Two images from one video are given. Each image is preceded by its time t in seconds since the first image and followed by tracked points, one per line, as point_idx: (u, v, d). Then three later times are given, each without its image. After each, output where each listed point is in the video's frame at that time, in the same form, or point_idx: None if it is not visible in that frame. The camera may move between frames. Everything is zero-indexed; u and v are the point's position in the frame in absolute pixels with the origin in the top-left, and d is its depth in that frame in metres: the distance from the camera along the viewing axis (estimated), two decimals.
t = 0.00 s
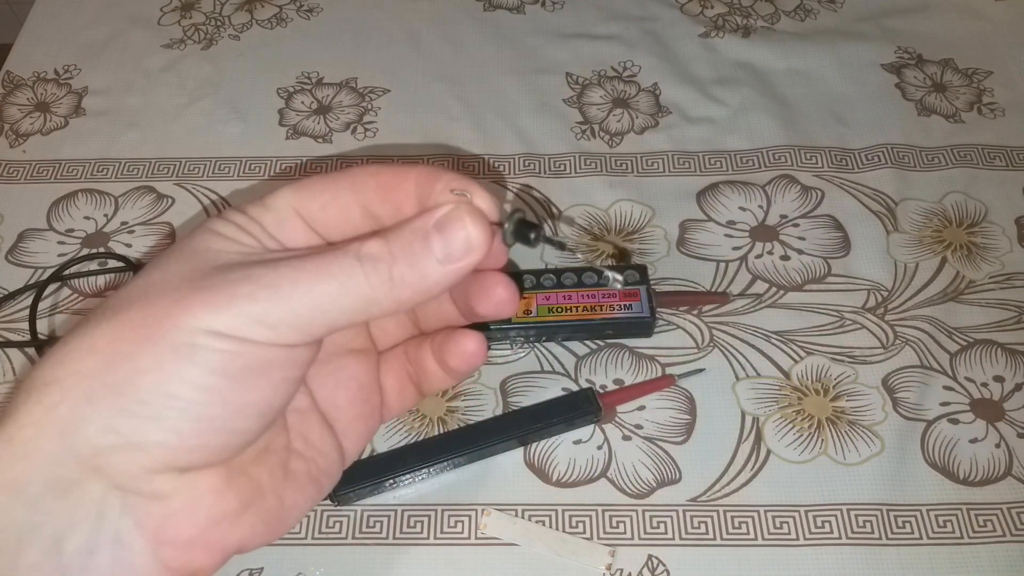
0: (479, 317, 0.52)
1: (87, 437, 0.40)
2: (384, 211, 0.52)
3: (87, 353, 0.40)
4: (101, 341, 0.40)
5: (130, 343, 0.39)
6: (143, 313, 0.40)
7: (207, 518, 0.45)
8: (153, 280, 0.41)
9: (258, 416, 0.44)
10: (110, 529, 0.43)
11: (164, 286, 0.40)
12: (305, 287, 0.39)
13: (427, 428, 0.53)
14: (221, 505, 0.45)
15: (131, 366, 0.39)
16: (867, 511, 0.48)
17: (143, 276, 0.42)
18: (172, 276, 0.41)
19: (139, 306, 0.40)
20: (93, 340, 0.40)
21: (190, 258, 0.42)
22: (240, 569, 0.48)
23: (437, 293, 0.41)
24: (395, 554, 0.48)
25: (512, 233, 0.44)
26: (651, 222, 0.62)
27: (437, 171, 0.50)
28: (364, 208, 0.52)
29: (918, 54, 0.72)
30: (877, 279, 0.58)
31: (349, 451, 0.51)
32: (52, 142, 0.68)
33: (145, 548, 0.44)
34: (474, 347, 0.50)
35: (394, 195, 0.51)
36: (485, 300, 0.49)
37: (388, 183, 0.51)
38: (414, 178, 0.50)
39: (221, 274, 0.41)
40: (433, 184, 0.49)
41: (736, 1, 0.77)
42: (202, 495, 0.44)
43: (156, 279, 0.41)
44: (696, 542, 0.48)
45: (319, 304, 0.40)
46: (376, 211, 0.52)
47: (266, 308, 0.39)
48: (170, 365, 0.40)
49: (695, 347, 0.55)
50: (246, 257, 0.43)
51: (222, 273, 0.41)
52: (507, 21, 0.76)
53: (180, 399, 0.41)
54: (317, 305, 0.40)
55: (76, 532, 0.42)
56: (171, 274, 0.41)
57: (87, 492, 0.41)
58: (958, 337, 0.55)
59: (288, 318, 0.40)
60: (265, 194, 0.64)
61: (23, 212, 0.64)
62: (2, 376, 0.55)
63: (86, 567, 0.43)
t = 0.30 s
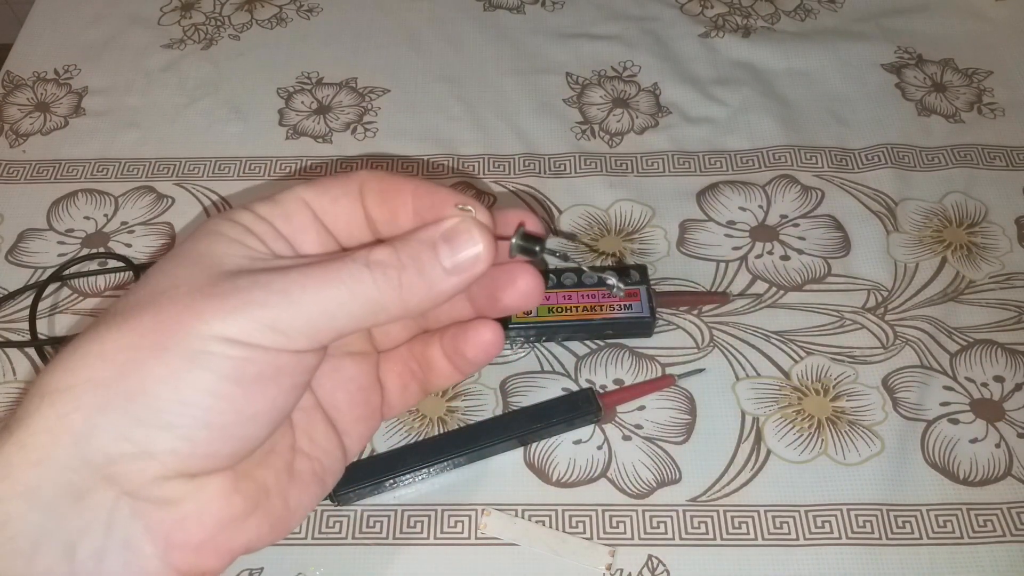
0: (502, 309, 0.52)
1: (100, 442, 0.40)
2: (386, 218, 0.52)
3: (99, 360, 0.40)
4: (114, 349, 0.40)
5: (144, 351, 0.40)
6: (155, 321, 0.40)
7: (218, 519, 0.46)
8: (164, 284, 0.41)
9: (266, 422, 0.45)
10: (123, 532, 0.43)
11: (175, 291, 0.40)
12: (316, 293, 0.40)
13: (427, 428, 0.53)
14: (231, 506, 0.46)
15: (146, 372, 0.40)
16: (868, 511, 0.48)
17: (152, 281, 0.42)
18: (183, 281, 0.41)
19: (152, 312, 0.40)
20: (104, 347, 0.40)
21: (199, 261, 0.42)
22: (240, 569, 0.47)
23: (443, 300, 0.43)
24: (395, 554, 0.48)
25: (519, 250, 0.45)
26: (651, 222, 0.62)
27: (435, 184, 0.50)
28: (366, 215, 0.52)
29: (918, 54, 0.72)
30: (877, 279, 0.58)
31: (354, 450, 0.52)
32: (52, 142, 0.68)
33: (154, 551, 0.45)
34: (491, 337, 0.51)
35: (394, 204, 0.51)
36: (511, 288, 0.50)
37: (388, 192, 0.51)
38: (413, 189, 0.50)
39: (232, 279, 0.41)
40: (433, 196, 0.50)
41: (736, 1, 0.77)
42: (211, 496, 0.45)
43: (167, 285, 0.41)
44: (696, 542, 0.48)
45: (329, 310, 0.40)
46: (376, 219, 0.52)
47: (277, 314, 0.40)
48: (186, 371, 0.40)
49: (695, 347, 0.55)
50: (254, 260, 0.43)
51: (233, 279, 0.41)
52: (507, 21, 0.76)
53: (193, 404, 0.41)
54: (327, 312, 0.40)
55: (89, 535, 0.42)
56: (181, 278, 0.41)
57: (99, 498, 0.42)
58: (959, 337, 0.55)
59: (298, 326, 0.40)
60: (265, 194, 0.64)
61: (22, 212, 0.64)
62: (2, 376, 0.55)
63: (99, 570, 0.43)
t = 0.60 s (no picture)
0: (488, 328, 0.51)
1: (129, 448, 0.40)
2: (390, 235, 0.52)
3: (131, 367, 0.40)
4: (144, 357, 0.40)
5: (175, 359, 0.40)
6: (185, 331, 0.40)
7: (237, 525, 0.46)
8: (189, 295, 0.41)
9: (283, 429, 0.46)
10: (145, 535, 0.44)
11: (202, 303, 0.41)
12: (333, 307, 0.40)
13: (427, 428, 0.53)
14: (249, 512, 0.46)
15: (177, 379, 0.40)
16: (868, 511, 0.48)
17: (174, 291, 0.42)
18: (209, 293, 0.41)
19: (182, 322, 0.40)
20: (134, 354, 0.40)
21: (216, 274, 0.42)
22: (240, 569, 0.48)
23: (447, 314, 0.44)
24: (395, 554, 0.48)
25: (520, 267, 0.45)
26: (651, 222, 0.62)
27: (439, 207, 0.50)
28: (373, 229, 0.52)
29: (918, 54, 0.72)
30: (877, 279, 0.58)
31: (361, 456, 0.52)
32: (52, 142, 0.68)
33: (175, 552, 0.45)
34: (482, 355, 0.50)
35: (401, 221, 0.51)
36: (498, 308, 0.49)
37: (392, 211, 0.51)
38: (415, 210, 0.50)
39: (252, 292, 0.41)
40: (434, 215, 0.50)
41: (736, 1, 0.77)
42: (231, 501, 0.45)
43: (196, 295, 0.41)
44: (696, 542, 0.48)
45: (342, 322, 0.41)
46: (381, 235, 0.52)
47: (295, 326, 0.40)
48: (216, 379, 0.41)
49: (695, 347, 0.55)
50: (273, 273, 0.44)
51: (255, 291, 0.41)
52: (507, 21, 0.76)
53: (219, 411, 0.42)
54: (341, 326, 0.41)
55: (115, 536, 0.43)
56: (207, 289, 0.41)
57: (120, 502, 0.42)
58: (959, 337, 0.55)
59: (314, 337, 0.41)
60: (266, 194, 0.64)
61: (22, 212, 0.64)
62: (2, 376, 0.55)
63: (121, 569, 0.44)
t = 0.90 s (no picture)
0: (482, 332, 0.52)
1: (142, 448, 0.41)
2: (390, 243, 0.52)
3: (145, 368, 0.40)
4: (158, 359, 0.40)
5: (188, 361, 0.40)
6: (198, 333, 0.40)
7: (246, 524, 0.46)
8: (200, 300, 0.41)
9: (292, 432, 0.46)
10: (158, 535, 0.44)
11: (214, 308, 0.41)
12: (340, 312, 0.41)
13: (427, 428, 0.53)
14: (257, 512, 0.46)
15: (190, 380, 0.40)
16: (868, 511, 0.48)
17: (184, 297, 0.42)
18: (220, 298, 0.41)
19: (196, 325, 0.40)
20: (149, 355, 0.40)
21: (223, 281, 0.42)
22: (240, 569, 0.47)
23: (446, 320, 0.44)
24: (395, 554, 0.48)
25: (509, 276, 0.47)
26: (651, 222, 0.62)
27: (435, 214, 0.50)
28: (373, 233, 0.52)
29: (918, 54, 0.72)
30: (877, 279, 0.58)
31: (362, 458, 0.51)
32: (52, 142, 0.68)
33: (186, 550, 0.45)
34: (480, 358, 0.50)
35: (400, 227, 0.51)
36: (492, 313, 0.50)
37: (391, 217, 0.51)
38: (413, 218, 0.50)
39: (260, 299, 0.41)
40: (432, 224, 0.50)
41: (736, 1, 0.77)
42: (241, 500, 0.45)
43: (209, 299, 0.41)
44: (696, 542, 0.48)
45: (349, 328, 0.41)
46: (381, 240, 0.52)
47: (304, 331, 0.41)
48: (228, 380, 0.41)
49: (695, 347, 0.55)
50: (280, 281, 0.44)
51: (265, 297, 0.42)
52: (507, 21, 0.76)
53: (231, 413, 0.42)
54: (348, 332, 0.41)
55: (128, 535, 0.43)
56: (217, 295, 0.42)
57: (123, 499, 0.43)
58: (959, 337, 0.55)
59: (322, 342, 0.41)
60: (266, 195, 0.64)
61: (22, 212, 0.64)
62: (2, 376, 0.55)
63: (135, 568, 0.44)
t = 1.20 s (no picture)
0: (453, 326, 0.51)
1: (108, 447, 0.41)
2: (380, 205, 0.52)
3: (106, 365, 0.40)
4: (120, 354, 0.40)
5: (152, 355, 0.40)
6: (162, 326, 0.40)
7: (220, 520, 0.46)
8: (167, 288, 0.41)
9: (265, 422, 0.46)
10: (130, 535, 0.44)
11: (179, 297, 0.40)
12: (314, 288, 0.40)
13: (427, 427, 0.53)
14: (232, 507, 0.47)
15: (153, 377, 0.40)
16: (867, 511, 0.48)
17: (154, 282, 0.41)
18: (187, 285, 0.41)
19: (159, 317, 0.40)
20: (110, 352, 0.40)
21: (197, 261, 0.42)
22: (240, 569, 0.47)
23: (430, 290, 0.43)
24: (395, 554, 0.48)
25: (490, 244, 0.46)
26: (651, 222, 0.62)
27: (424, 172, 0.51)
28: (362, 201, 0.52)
29: (917, 54, 0.72)
30: (877, 279, 0.58)
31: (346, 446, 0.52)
32: (52, 142, 0.68)
33: (162, 549, 0.46)
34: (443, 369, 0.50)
35: (388, 189, 0.51)
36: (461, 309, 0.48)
37: (380, 176, 0.51)
38: (403, 179, 0.51)
39: (232, 278, 0.41)
40: (421, 183, 0.50)
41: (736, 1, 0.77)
42: (217, 495, 0.46)
43: (173, 289, 0.41)
44: (697, 542, 0.48)
45: (325, 301, 0.40)
46: (371, 205, 0.53)
47: (276, 309, 0.40)
48: (192, 376, 0.41)
49: (695, 347, 0.55)
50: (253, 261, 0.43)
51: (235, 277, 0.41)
52: (507, 21, 0.76)
53: (199, 407, 0.42)
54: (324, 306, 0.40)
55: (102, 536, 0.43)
56: (184, 280, 0.41)
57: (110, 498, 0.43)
58: (958, 337, 0.55)
59: (297, 320, 0.41)
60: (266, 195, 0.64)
61: (22, 211, 0.64)
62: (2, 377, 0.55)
63: (111, 568, 0.44)
